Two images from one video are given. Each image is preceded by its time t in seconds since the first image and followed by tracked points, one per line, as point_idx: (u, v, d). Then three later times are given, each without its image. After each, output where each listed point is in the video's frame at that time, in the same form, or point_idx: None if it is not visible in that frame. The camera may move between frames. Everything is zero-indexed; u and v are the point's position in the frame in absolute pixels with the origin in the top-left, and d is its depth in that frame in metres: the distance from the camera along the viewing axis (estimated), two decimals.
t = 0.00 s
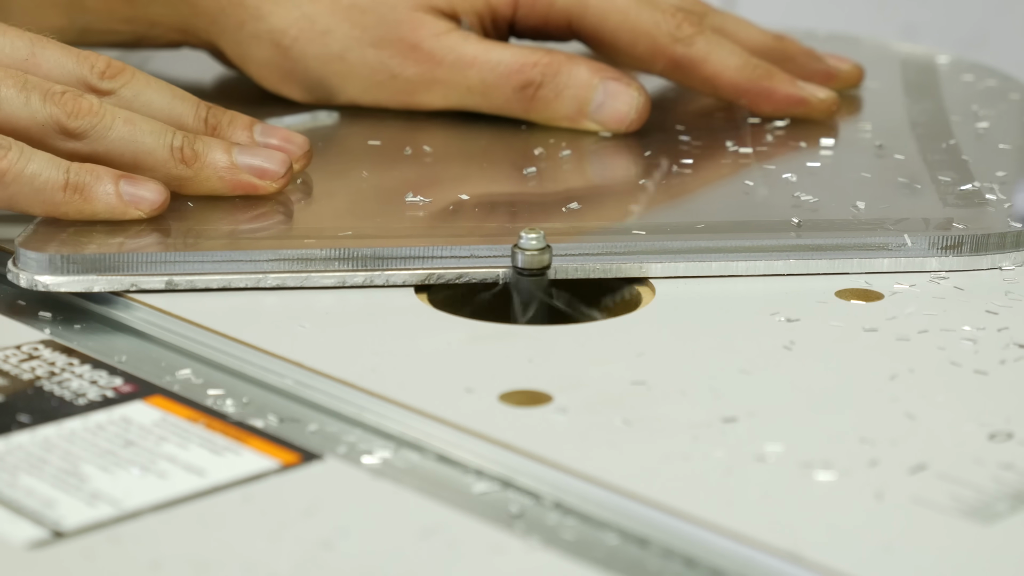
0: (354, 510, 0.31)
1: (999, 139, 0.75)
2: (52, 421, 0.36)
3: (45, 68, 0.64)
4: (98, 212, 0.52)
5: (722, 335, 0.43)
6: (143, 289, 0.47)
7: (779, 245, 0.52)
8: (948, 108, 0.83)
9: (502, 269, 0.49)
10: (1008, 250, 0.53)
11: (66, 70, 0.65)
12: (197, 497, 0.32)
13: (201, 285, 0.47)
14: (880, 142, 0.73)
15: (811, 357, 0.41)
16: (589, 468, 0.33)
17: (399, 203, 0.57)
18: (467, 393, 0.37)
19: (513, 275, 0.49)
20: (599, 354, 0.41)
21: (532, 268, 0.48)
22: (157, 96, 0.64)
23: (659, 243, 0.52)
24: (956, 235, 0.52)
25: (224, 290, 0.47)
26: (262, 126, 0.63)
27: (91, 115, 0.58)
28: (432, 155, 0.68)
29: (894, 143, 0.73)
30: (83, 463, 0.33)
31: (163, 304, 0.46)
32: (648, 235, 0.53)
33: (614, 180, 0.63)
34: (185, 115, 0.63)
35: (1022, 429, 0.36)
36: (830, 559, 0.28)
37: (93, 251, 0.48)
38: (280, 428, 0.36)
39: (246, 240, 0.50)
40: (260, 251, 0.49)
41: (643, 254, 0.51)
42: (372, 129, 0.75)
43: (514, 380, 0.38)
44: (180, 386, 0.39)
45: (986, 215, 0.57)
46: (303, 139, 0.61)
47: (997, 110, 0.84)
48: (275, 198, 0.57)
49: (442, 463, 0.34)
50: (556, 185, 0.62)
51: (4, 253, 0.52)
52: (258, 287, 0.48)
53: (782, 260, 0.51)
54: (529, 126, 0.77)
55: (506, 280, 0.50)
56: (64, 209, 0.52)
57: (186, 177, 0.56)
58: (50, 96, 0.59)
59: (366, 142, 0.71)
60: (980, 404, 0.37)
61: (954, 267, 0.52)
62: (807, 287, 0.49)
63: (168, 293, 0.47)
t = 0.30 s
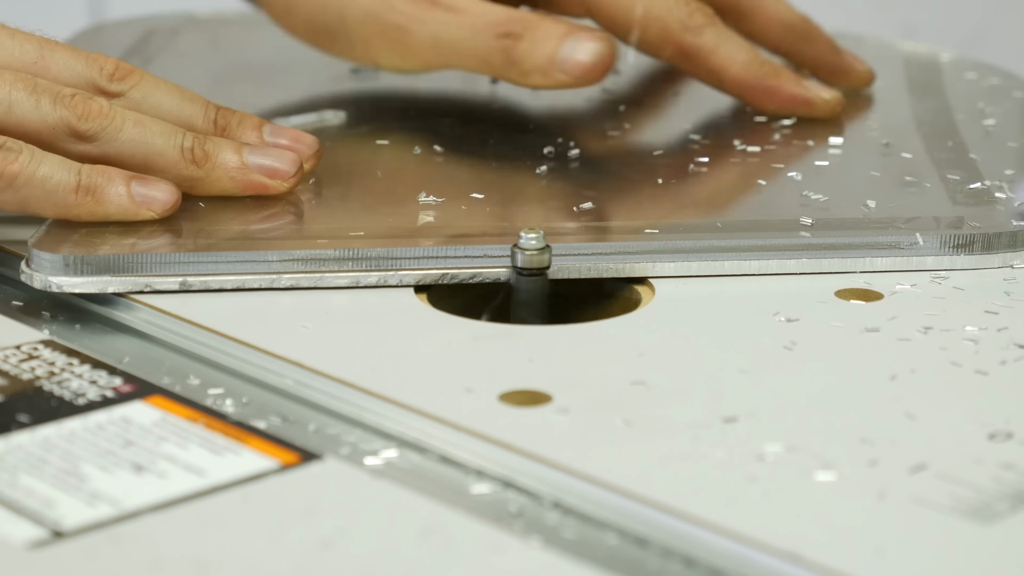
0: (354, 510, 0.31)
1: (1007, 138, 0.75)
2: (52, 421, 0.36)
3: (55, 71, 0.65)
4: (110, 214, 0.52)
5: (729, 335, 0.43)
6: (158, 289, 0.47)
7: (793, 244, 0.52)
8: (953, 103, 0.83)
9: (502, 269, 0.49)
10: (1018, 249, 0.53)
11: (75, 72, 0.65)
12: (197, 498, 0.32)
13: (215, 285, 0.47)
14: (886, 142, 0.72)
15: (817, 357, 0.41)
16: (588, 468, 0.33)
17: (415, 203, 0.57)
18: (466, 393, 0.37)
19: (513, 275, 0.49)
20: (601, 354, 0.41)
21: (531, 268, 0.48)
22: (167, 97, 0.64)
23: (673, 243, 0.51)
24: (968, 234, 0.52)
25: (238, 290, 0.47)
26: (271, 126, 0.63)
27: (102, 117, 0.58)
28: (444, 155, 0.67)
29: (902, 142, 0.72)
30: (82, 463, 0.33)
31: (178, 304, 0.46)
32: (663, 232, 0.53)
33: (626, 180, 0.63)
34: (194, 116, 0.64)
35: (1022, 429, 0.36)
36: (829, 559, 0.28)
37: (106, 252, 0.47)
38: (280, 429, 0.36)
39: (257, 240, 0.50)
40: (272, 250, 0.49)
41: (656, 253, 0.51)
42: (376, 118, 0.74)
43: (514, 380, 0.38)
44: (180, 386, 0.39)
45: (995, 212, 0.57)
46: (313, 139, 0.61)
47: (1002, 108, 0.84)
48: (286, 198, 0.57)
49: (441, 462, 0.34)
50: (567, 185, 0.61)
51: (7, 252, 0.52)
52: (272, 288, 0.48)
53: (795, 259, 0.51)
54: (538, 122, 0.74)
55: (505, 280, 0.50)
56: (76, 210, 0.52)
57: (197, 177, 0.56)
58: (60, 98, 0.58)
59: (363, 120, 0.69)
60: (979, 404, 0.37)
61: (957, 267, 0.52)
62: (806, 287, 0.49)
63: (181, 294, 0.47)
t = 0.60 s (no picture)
0: (354, 510, 0.31)
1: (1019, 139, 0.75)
2: (52, 420, 0.36)
3: (69, 69, 0.65)
4: (124, 213, 0.52)
5: (733, 335, 0.43)
6: (170, 289, 0.47)
7: (802, 244, 0.52)
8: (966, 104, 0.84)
9: (502, 270, 0.49)
10: None
11: (89, 71, 0.65)
12: (198, 498, 0.32)
13: (228, 285, 0.47)
14: (899, 142, 0.73)
15: (822, 356, 0.41)
16: (588, 468, 0.33)
17: (429, 203, 0.57)
18: (465, 394, 0.37)
19: (513, 275, 0.49)
20: (604, 354, 0.41)
21: (532, 268, 0.48)
22: (180, 96, 0.64)
23: (686, 243, 0.52)
24: (980, 234, 0.52)
25: (251, 290, 0.47)
26: (284, 126, 0.63)
27: (115, 115, 0.58)
28: (462, 155, 0.67)
29: (912, 143, 0.73)
30: (82, 463, 0.33)
31: (192, 303, 0.46)
32: (675, 232, 0.53)
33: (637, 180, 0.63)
34: (207, 115, 0.63)
35: (1022, 429, 0.36)
36: (829, 559, 0.28)
37: (119, 251, 0.48)
38: (280, 428, 0.36)
39: (270, 239, 0.50)
40: (286, 250, 0.49)
41: (666, 253, 0.51)
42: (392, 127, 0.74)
43: (514, 380, 0.38)
44: (180, 386, 0.39)
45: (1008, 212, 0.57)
46: (325, 139, 0.62)
47: (1016, 107, 0.85)
48: (299, 198, 0.57)
49: (441, 462, 0.34)
50: (580, 185, 0.62)
51: (6, 251, 0.52)
52: (285, 287, 0.48)
53: (808, 259, 0.51)
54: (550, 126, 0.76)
55: (505, 280, 0.50)
56: (89, 209, 0.52)
57: (210, 176, 0.56)
58: (74, 96, 0.59)
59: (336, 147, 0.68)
60: (978, 404, 0.37)
61: (971, 267, 0.52)
62: (807, 287, 0.49)
63: (195, 293, 0.47)
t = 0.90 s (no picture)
0: (354, 510, 0.31)
1: None
2: (52, 421, 0.36)
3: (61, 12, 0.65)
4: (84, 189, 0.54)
5: (734, 336, 0.43)
6: (183, 288, 0.47)
7: (813, 242, 0.52)
8: (974, 104, 0.84)
9: (502, 269, 0.49)
10: None
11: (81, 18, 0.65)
12: (198, 497, 0.32)
13: (241, 284, 0.47)
14: (910, 141, 0.73)
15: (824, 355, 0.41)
16: (588, 468, 0.33)
17: (445, 204, 0.57)
18: (466, 393, 0.37)
19: (513, 275, 0.49)
20: (603, 354, 0.41)
21: (532, 268, 0.48)
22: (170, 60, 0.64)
23: (696, 242, 0.52)
24: (992, 233, 0.53)
25: (263, 289, 0.48)
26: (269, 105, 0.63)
27: (103, 32, 0.60)
28: (476, 155, 0.68)
29: (921, 142, 0.73)
30: (82, 463, 0.33)
31: (206, 304, 0.46)
32: (685, 232, 0.54)
33: (649, 180, 0.63)
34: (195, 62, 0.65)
35: (1022, 429, 0.36)
36: (829, 559, 0.28)
37: (131, 252, 0.48)
38: (281, 428, 0.36)
39: (282, 239, 0.51)
40: (300, 250, 0.49)
41: (673, 252, 0.51)
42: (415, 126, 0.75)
43: (514, 380, 0.38)
44: (179, 386, 0.39)
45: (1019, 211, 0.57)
46: (304, 124, 0.63)
47: None
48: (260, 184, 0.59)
49: (442, 462, 0.34)
50: (590, 185, 0.62)
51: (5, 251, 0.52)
52: (297, 286, 0.48)
53: (820, 259, 0.51)
54: (558, 126, 0.77)
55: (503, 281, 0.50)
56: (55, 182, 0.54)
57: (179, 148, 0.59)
58: (58, 20, 0.59)
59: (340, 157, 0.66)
60: (978, 404, 0.37)
61: (983, 266, 0.52)
62: (807, 287, 0.49)
63: (208, 293, 0.47)
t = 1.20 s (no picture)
0: (354, 510, 0.31)
1: None
2: (52, 421, 0.36)
3: (32, 43, 0.67)
4: (45, 189, 0.55)
5: (735, 336, 0.43)
6: (197, 289, 0.47)
7: (825, 242, 0.53)
8: (981, 104, 0.84)
9: (501, 270, 0.50)
10: None
11: (51, 46, 0.67)
12: (197, 498, 0.32)
13: (254, 285, 0.47)
14: (920, 140, 0.73)
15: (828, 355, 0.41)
16: (587, 469, 0.33)
17: (461, 204, 0.57)
18: (466, 393, 0.37)
19: (512, 277, 0.49)
20: (603, 354, 0.41)
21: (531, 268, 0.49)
22: (137, 81, 0.65)
23: (707, 242, 0.52)
24: (1003, 233, 0.53)
25: (276, 290, 0.48)
26: (236, 113, 0.64)
27: (62, 82, 0.60)
28: (486, 155, 0.68)
29: (930, 141, 0.73)
30: (82, 463, 0.33)
31: (219, 304, 0.46)
32: (695, 232, 0.54)
33: (661, 180, 0.63)
34: (162, 100, 0.65)
35: (1022, 429, 0.36)
36: (829, 559, 0.28)
37: (145, 252, 0.48)
38: (282, 428, 0.36)
39: (292, 238, 0.51)
40: (312, 250, 0.49)
41: (684, 251, 0.51)
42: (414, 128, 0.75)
43: (514, 380, 0.38)
44: (181, 386, 0.39)
45: None
46: (278, 124, 0.64)
47: None
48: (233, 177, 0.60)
49: (442, 463, 0.34)
50: (602, 184, 0.62)
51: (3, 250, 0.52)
52: (310, 287, 0.48)
53: (832, 259, 0.51)
54: (566, 126, 0.77)
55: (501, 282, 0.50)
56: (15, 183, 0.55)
57: (147, 152, 0.59)
58: (24, 62, 0.61)
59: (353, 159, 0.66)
60: (977, 404, 0.37)
61: (994, 265, 0.52)
62: (807, 287, 0.49)
63: (221, 293, 0.47)
